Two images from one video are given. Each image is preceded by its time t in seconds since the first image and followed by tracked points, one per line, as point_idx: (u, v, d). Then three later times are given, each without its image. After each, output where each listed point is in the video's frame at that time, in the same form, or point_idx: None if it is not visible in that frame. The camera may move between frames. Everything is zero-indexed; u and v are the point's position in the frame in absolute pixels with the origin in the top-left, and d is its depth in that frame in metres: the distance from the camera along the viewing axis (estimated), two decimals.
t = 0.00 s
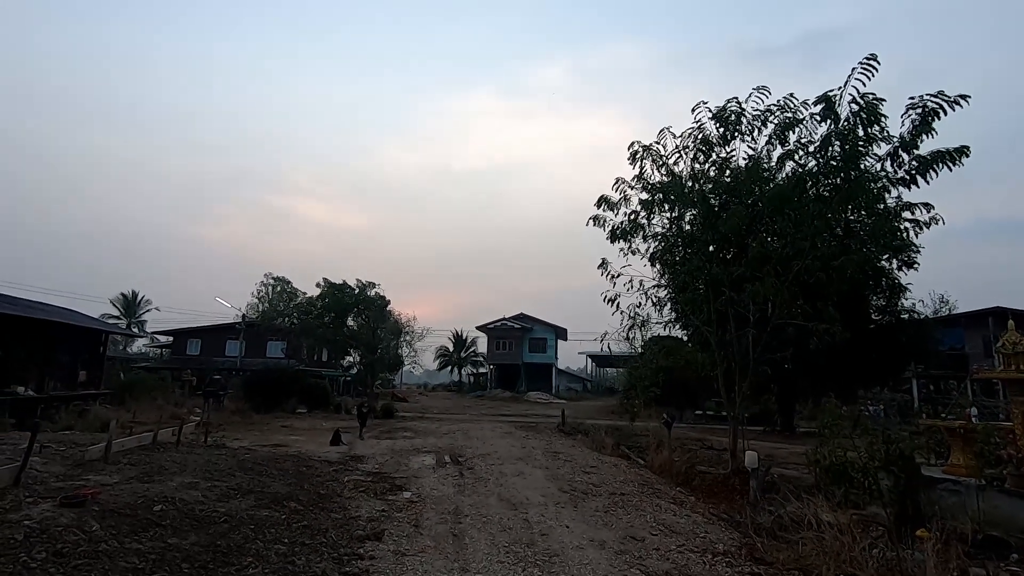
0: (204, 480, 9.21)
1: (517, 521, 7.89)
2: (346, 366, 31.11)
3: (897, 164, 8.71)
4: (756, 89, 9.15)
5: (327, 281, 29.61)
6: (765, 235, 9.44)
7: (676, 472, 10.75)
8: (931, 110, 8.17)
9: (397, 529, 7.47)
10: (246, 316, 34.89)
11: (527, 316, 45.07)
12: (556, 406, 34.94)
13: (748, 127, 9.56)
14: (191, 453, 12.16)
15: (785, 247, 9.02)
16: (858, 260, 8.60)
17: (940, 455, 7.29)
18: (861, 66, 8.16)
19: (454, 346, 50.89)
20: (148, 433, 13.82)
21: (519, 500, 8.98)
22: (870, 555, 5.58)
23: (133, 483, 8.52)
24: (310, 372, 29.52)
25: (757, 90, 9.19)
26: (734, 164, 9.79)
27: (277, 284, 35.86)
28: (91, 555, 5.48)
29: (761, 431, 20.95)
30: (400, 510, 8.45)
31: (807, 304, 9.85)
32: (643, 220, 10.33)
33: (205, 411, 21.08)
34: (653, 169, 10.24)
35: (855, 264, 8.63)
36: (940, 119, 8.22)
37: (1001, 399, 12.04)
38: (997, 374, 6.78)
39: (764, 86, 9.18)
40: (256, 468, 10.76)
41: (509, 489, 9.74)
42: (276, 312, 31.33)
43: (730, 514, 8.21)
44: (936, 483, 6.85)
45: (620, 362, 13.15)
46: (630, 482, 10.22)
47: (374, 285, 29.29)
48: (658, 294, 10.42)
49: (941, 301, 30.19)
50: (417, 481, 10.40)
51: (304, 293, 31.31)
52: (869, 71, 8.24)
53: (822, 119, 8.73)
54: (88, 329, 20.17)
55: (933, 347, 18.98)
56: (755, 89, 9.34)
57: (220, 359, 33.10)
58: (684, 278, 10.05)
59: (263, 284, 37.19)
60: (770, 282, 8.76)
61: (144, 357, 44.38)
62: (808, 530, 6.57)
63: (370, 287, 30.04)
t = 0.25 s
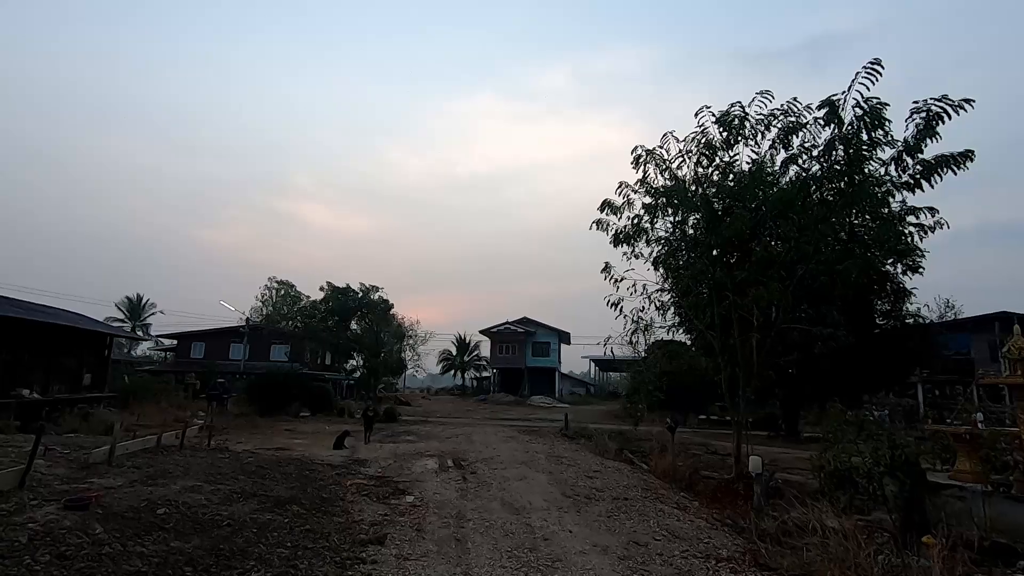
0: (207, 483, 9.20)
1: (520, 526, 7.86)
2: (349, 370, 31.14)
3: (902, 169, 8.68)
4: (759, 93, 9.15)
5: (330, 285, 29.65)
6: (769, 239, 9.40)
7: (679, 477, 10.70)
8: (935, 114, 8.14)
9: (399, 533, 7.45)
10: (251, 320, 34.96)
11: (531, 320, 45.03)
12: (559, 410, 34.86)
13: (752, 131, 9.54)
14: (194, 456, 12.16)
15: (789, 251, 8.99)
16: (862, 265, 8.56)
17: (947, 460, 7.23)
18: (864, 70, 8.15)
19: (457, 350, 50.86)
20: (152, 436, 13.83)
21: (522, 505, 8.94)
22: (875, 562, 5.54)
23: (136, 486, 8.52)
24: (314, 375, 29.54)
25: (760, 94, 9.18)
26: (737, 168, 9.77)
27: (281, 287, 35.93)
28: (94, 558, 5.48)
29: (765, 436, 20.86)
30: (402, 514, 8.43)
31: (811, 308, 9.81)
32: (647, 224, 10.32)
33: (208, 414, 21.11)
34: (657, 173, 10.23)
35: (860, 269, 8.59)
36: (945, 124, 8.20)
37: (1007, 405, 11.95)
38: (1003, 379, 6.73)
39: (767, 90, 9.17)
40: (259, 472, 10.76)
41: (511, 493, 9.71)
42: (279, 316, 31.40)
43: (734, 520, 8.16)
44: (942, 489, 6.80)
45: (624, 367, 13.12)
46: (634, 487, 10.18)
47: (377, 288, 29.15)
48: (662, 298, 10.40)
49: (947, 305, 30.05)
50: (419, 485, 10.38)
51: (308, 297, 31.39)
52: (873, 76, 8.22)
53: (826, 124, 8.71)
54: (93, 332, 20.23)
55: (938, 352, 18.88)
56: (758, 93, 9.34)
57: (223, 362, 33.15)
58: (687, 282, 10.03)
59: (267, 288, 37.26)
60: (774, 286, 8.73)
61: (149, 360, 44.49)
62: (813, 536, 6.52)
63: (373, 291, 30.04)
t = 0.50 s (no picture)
0: (211, 488, 9.20)
1: (524, 531, 7.83)
2: (353, 374, 31.20)
3: (905, 171, 8.65)
4: (761, 96, 9.14)
5: (334, 289, 29.71)
6: (773, 242, 9.38)
7: (683, 481, 10.67)
8: (938, 116, 8.12)
9: (403, 538, 7.44)
10: (254, 324, 35.04)
11: (534, 324, 45.00)
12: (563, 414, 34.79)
13: (755, 134, 9.54)
14: (198, 461, 12.16)
15: (792, 253, 8.97)
16: (867, 267, 8.53)
17: (953, 464, 7.16)
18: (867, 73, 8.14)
19: (460, 354, 50.84)
20: (156, 440, 13.86)
21: (526, 509, 8.92)
22: (881, 567, 5.49)
23: (140, 491, 8.52)
24: (317, 380, 29.57)
25: (763, 97, 9.18)
26: (740, 171, 9.76)
27: (284, 292, 36.01)
28: (99, 563, 5.48)
29: (770, 439, 20.77)
30: (405, 519, 8.41)
31: (815, 311, 9.78)
32: (650, 228, 10.31)
33: (213, 419, 21.14)
34: (659, 177, 10.23)
35: (864, 271, 8.55)
36: (948, 126, 8.17)
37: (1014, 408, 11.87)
38: (1009, 382, 6.70)
39: (770, 94, 9.17)
40: (262, 476, 10.76)
41: (515, 498, 9.68)
42: (283, 321, 31.57)
43: (739, 524, 8.11)
44: (948, 493, 6.75)
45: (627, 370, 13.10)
46: (638, 491, 10.14)
47: (379, 293, 29.31)
48: (665, 302, 10.38)
49: (951, 307, 29.90)
50: (423, 490, 10.37)
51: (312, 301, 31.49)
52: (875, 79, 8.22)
53: (829, 127, 8.70)
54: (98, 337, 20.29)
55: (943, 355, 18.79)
56: (761, 97, 9.33)
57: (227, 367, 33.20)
58: (691, 285, 10.00)
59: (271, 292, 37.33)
60: (778, 289, 8.71)
61: (153, 365, 44.62)
62: (819, 540, 6.47)
63: (377, 294, 30.06)
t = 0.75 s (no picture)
0: (213, 493, 9.19)
1: (527, 536, 7.80)
2: (355, 379, 31.19)
3: (907, 174, 8.63)
4: (762, 100, 9.14)
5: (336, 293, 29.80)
6: (774, 246, 9.36)
7: (686, 486, 10.63)
8: (940, 119, 8.10)
9: (405, 543, 7.42)
10: (257, 329, 35.07)
11: (536, 328, 45.00)
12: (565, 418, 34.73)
13: (756, 138, 9.53)
14: (201, 466, 12.16)
15: (794, 257, 8.95)
16: (869, 270, 8.50)
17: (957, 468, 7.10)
18: (868, 77, 8.13)
19: (462, 358, 50.81)
20: (159, 446, 13.86)
21: (528, 514, 8.89)
22: (886, 572, 5.45)
23: (142, 497, 8.51)
24: (320, 384, 29.58)
25: (764, 101, 9.17)
26: (741, 175, 9.75)
27: (287, 296, 36.05)
28: (101, 569, 5.47)
29: (773, 444, 20.71)
30: (408, 524, 8.39)
31: (817, 315, 9.75)
32: (651, 232, 10.30)
33: (215, 424, 21.15)
34: (661, 180, 10.22)
35: (866, 274, 8.53)
36: (949, 129, 8.15)
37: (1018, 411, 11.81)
38: (1014, 385, 6.68)
39: (771, 98, 9.16)
40: (264, 482, 10.75)
41: (517, 503, 9.65)
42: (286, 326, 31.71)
43: (742, 529, 8.08)
44: (952, 497, 6.70)
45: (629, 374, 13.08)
46: (641, 496, 10.10)
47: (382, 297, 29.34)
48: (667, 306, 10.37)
49: (955, 310, 29.82)
50: (425, 495, 10.34)
51: (314, 306, 31.56)
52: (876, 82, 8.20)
53: (830, 130, 8.68)
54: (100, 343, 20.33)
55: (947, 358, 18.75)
56: (761, 100, 9.32)
57: (230, 371, 33.23)
58: (693, 289, 9.99)
59: (274, 297, 37.38)
60: (780, 293, 8.69)
61: (156, 370, 44.64)
62: (823, 545, 6.44)
63: (379, 299, 30.06)
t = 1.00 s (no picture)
0: (213, 497, 9.17)
1: (527, 539, 7.79)
2: (355, 382, 31.17)
3: (906, 176, 8.64)
4: (761, 102, 9.15)
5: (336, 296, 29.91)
6: (774, 247, 9.36)
7: (687, 488, 10.62)
8: (938, 120, 8.11)
9: (406, 547, 7.40)
10: (257, 332, 35.07)
11: (536, 330, 45.01)
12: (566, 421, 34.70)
13: (755, 140, 9.53)
14: (201, 470, 12.14)
15: (794, 258, 8.95)
16: (869, 272, 8.50)
17: (958, 470, 7.04)
18: (866, 78, 8.14)
19: (463, 361, 50.78)
20: (159, 449, 13.84)
21: (529, 517, 8.87)
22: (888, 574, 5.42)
23: (142, 501, 8.49)
24: (320, 388, 29.56)
25: (763, 103, 9.18)
26: (741, 177, 9.75)
27: (287, 299, 36.07)
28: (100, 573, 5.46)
29: (774, 445, 20.69)
30: (408, 527, 8.38)
31: (817, 316, 9.75)
32: (651, 233, 10.29)
33: (215, 427, 21.13)
34: (660, 182, 10.22)
35: (866, 276, 8.52)
36: (948, 130, 8.16)
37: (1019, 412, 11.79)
38: (1014, 387, 6.68)
39: (770, 100, 9.17)
40: (265, 485, 10.74)
41: (518, 505, 9.64)
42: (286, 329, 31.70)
43: (743, 531, 8.07)
44: (953, 499, 6.66)
45: (630, 376, 13.07)
46: (642, 498, 10.08)
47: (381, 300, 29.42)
48: (667, 308, 10.36)
49: (955, 311, 29.83)
50: (425, 498, 10.33)
51: (314, 309, 31.57)
52: (875, 83, 8.21)
53: (829, 131, 8.69)
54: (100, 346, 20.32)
55: (947, 359, 18.75)
56: (760, 102, 9.33)
57: (230, 375, 33.21)
58: (693, 290, 9.98)
59: (274, 300, 37.33)
60: (780, 295, 8.69)
61: (156, 373, 44.63)
62: (824, 548, 6.42)
63: (379, 301, 30.12)
